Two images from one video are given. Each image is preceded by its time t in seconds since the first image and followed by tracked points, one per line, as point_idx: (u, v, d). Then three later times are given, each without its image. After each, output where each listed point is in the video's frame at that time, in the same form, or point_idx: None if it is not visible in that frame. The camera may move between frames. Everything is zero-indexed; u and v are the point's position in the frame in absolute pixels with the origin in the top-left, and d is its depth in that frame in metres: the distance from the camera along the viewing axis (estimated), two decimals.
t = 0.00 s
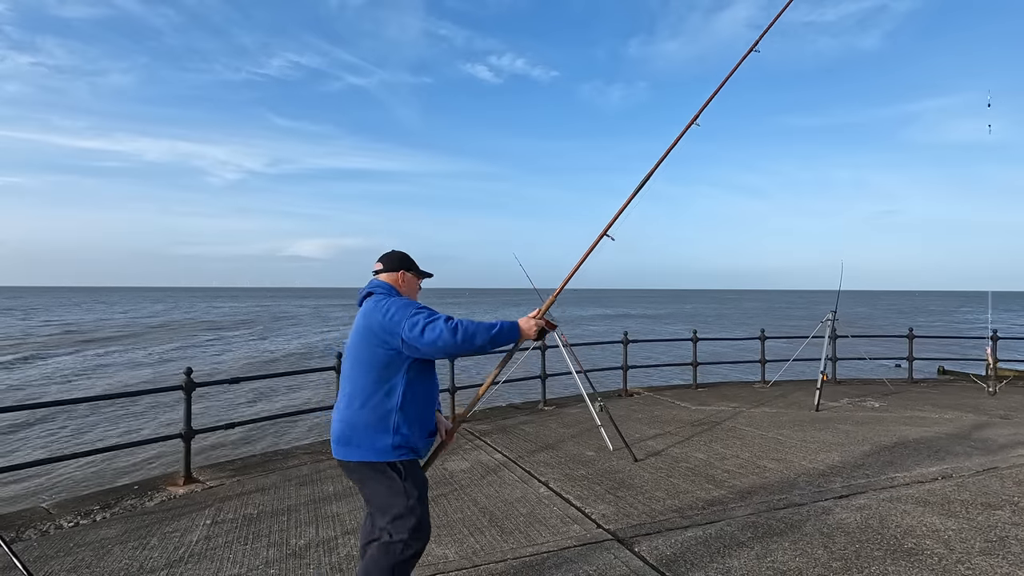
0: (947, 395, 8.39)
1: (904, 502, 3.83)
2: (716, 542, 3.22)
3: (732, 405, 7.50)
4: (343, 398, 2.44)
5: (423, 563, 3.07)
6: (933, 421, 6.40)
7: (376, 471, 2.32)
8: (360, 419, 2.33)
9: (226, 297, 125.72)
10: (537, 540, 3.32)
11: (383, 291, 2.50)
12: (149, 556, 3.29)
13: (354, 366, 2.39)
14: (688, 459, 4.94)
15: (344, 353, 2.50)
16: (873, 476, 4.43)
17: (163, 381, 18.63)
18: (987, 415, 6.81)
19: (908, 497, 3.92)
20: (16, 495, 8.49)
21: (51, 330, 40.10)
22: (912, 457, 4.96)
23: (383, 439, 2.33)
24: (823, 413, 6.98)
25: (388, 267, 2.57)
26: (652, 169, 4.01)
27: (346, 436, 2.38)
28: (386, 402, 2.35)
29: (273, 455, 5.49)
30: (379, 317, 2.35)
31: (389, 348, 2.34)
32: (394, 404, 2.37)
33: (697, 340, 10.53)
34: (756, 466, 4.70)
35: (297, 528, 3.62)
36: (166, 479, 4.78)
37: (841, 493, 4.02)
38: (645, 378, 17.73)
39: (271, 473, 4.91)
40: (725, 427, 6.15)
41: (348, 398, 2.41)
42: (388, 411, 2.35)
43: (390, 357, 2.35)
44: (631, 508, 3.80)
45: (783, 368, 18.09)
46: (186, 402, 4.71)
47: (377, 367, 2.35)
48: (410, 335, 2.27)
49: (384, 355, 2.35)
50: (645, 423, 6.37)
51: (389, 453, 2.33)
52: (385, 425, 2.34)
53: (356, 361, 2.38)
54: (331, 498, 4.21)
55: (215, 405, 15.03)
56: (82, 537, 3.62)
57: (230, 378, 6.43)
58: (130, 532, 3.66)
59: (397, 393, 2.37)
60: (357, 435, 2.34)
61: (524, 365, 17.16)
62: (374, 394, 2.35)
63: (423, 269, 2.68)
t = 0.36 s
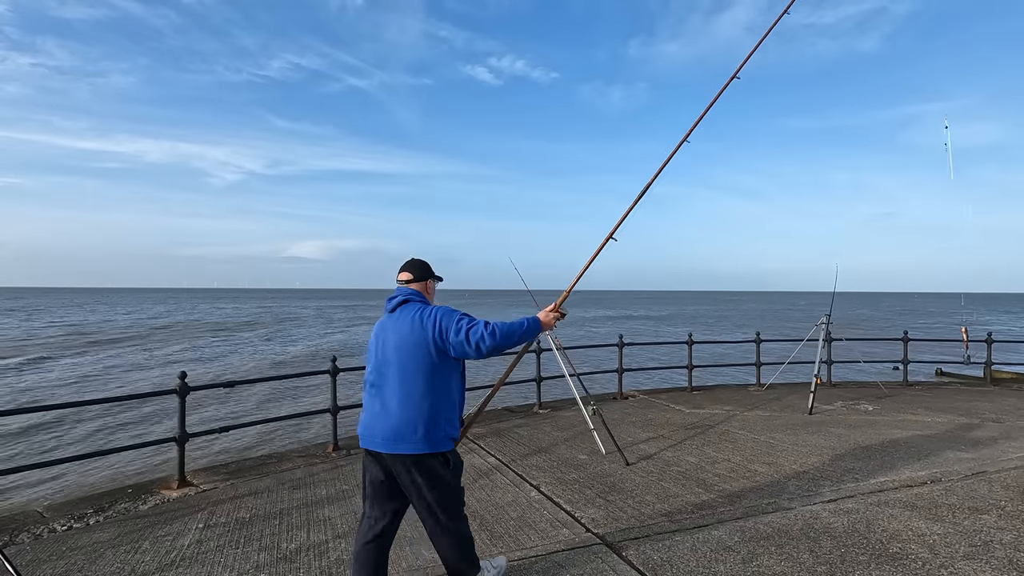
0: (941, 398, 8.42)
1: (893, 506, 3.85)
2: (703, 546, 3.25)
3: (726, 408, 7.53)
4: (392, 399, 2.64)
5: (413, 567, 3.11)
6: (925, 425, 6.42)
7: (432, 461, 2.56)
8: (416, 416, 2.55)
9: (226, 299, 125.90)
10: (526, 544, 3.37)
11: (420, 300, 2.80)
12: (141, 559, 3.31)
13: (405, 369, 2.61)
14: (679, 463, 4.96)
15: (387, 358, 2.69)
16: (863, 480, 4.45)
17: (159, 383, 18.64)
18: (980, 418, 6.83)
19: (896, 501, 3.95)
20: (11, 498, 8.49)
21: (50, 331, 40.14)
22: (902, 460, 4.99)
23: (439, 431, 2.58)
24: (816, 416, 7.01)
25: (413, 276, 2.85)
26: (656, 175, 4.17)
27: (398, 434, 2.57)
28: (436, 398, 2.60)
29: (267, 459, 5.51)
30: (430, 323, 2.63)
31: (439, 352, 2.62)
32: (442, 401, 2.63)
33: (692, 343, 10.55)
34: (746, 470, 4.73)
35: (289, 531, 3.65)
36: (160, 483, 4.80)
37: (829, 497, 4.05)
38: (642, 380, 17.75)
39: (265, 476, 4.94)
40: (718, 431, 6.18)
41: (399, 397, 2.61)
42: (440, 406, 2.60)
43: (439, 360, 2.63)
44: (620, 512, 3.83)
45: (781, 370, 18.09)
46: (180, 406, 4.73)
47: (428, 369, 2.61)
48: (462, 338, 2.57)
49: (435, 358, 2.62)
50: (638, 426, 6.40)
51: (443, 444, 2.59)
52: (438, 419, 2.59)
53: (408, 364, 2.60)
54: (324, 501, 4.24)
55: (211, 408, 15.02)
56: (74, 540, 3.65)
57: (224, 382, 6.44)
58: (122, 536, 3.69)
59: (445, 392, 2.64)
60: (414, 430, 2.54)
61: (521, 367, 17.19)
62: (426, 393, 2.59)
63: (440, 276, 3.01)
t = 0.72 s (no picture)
0: (932, 400, 8.41)
1: (874, 509, 3.85)
2: (681, 549, 3.25)
3: (716, 410, 7.53)
4: (426, 390, 2.96)
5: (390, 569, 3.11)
6: (914, 427, 6.41)
7: (462, 445, 2.91)
8: (448, 406, 2.87)
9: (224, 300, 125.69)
10: (504, 547, 3.37)
11: (445, 302, 3.13)
12: (119, 562, 3.31)
13: (436, 364, 2.94)
14: (665, 465, 4.97)
15: (419, 355, 3.01)
16: (847, 482, 4.45)
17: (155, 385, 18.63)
18: (969, 419, 6.84)
19: (878, 504, 3.95)
20: None
21: (46, 333, 40.03)
22: (888, 462, 4.99)
23: (469, 416, 2.93)
24: (806, 418, 7.01)
25: (434, 278, 3.16)
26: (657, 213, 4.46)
27: (434, 421, 2.89)
28: (465, 390, 2.95)
29: (253, 462, 5.50)
30: (456, 324, 2.96)
31: (465, 348, 2.95)
32: (470, 391, 2.98)
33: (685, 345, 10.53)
34: (731, 473, 4.73)
35: (268, 534, 3.65)
36: (144, 485, 4.79)
37: (812, 499, 4.05)
38: (638, 382, 17.72)
39: (250, 479, 4.93)
40: (706, 433, 6.18)
41: (432, 390, 2.94)
42: (469, 396, 2.95)
43: (466, 356, 2.97)
44: (602, 514, 3.83)
45: (777, 372, 18.07)
46: (165, 408, 4.73)
47: (457, 365, 2.95)
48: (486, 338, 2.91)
49: (462, 355, 2.96)
50: (627, 428, 6.40)
51: (472, 428, 2.93)
52: (467, 408, 2.93)
53: (439, 360, 2.94)
54: (307, 503, 4.24)
55: (206, 410, 15.02)
56: (54, 543, 3.65)
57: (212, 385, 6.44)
58: (102, 539, 3.68)
59: (472, 384, 2.99)
60: (447, 417, 2.88)
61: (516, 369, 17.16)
62: (456, 385, 2.93)
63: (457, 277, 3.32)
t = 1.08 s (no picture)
0: (924, 402, 8.40)
1: (857, 511, 3.84)
2: (660, 551, 3.25)
3: (707, 412, 7.52)
4: (427, 390, 3.01)
5: (368, 573, 3.10)
6: (903, 428, 6.40)
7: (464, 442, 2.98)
8: (449, 404, 2.93)
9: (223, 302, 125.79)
10: (484, 550, 3.36)
11: (441, 306, 3.16)
12: (96, 566, 3.29)
13: (436, 365, 2.98)
14: (651, 467, 4.96)
15: (419, 357, 3.05)
16: (832, 484, 4.44)
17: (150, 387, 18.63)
18: (960, 421, 6.82)
19: (862, 506, 3.94)
20: None
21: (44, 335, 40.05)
22: (874, 464, 4.98)
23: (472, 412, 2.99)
24: (796, 420, 7.00)
25: (432, 283, 3.18)
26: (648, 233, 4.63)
27: (437, 420, 2.96)
28: (466, 388, 2.99)
29: (240, 464, 5.48)
30: (453, 325, 3.00)
31: (464, 349, 2.99)
32: (471, 390, 3.02)
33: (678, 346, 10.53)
34: (717, 474, 4.72)
35: (248, 537, 3.62)
36: (128, 488, 4.77)
37: (796, 502, 4.04)
38: (633, 383, 17.71)
39: (235, 481, 4.92)
40: (695, 435, 6.18)
41: (433, 389, 2.98)
42: (470, 394, 3.00)
43: (465, 356, 3.01)
44: (584, 517, 3.82)
45: (772, 373, 18.06)
46: (149, 411, 4.71)
47: (457, 364, 3.00)
48: (484, 338, 2.96)
49: (461, 355, 3.00)
50: (616, 430, 6.39)
51: (474, 424, 3.00)
52: (469, 404, 2.98)
53: (439, 361, 2.98)
54: (291, 506, 4.22)
55: (200, 412, 15.00)
56: (34, 547, 3.63)
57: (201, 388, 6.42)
58: (82, 542, 3.67)
59: (473, 382, 3.03)
60: (450, 415, 2.94)
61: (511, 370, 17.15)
62: (457, 384, 2.97)
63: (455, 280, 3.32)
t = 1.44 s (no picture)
0: (919, 404, 8.36)
1: (849, 516, 3.81)
2: (649, 557, 3.22)
3: (701, 415, 7.48)
4: (434, 384, 3.29)
5: None
6: (897, 431, 6.37)
7: (470, 432, 3.24)
8: (454, 396, 3.21)
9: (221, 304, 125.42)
10: (471, 556, 3.33)
11: (445, 307, 3.46)
12: (78, 573, 3.25)
13: (442, 360, 3.28)
14: (643, 471, 4.93)
15: (426, 354, 3.35)
16: (824, 488, 4.42)
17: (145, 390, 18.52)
18: (954, 424, 6.79)
19: (853, 510, 3.91)
20: None
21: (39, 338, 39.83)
22: (867, 468, 4.96)
23: (476, 403, 3.26)
24: (790, 423, 6.97)
25: (438, 285, 3.48)
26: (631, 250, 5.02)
27: (444, 411, 3.24)
28: (469, 383, 3.26)
29: (230, 469, 5.44)
30: (456, 325, 3.29)
31: (466, 347, 3.27)
32: (475, 384, 3.29)
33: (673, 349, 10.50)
34: (709, 478, 4.70)
35: (234, 543, 3.59)
36: (116, 493, 4.73)
37: (786, 506, 4.01)
38: (631, 386, 17.64)
39: (225, 486, 4.88)
40: (689, 438, 6.14)
41: (440, 383, 3.27)
42: (473, 388, 3.27)
43: (468, 352, 3.29)
44: (574, 522, 3.79)
45: (770, 375, 18.00)
46: (137, 415, 4.68)
47: (460, 360, 3.28)
48: (484, 336, 3.24)
49: (464, 352, 3.28)
50: (609, 433, 6.36)
51: (479, 415, 3.26)
52: (473, 397, 3.26)
53: (444, 357, 3.27)
54: (279, 511, 4.18)
55: (194, 416, 14.91)
56: (17, 553, 3.59)
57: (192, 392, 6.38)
58: (66, 548, 3.63)
59: (477, 378, 3.30)
60: (455, 407, 3.22)
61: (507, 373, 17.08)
62: (460, 378, 3.24)
63: (460, 282, 3.61)
